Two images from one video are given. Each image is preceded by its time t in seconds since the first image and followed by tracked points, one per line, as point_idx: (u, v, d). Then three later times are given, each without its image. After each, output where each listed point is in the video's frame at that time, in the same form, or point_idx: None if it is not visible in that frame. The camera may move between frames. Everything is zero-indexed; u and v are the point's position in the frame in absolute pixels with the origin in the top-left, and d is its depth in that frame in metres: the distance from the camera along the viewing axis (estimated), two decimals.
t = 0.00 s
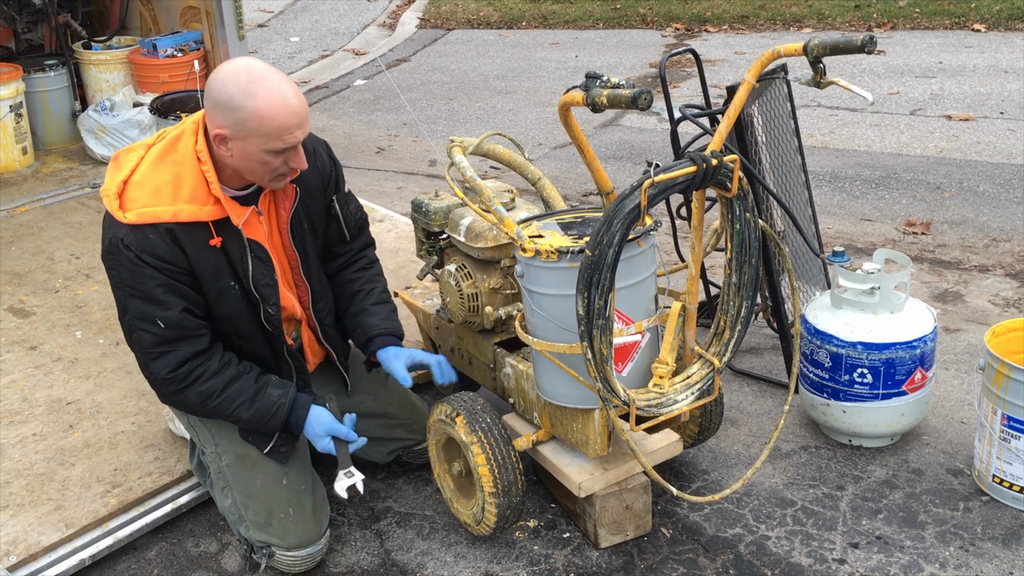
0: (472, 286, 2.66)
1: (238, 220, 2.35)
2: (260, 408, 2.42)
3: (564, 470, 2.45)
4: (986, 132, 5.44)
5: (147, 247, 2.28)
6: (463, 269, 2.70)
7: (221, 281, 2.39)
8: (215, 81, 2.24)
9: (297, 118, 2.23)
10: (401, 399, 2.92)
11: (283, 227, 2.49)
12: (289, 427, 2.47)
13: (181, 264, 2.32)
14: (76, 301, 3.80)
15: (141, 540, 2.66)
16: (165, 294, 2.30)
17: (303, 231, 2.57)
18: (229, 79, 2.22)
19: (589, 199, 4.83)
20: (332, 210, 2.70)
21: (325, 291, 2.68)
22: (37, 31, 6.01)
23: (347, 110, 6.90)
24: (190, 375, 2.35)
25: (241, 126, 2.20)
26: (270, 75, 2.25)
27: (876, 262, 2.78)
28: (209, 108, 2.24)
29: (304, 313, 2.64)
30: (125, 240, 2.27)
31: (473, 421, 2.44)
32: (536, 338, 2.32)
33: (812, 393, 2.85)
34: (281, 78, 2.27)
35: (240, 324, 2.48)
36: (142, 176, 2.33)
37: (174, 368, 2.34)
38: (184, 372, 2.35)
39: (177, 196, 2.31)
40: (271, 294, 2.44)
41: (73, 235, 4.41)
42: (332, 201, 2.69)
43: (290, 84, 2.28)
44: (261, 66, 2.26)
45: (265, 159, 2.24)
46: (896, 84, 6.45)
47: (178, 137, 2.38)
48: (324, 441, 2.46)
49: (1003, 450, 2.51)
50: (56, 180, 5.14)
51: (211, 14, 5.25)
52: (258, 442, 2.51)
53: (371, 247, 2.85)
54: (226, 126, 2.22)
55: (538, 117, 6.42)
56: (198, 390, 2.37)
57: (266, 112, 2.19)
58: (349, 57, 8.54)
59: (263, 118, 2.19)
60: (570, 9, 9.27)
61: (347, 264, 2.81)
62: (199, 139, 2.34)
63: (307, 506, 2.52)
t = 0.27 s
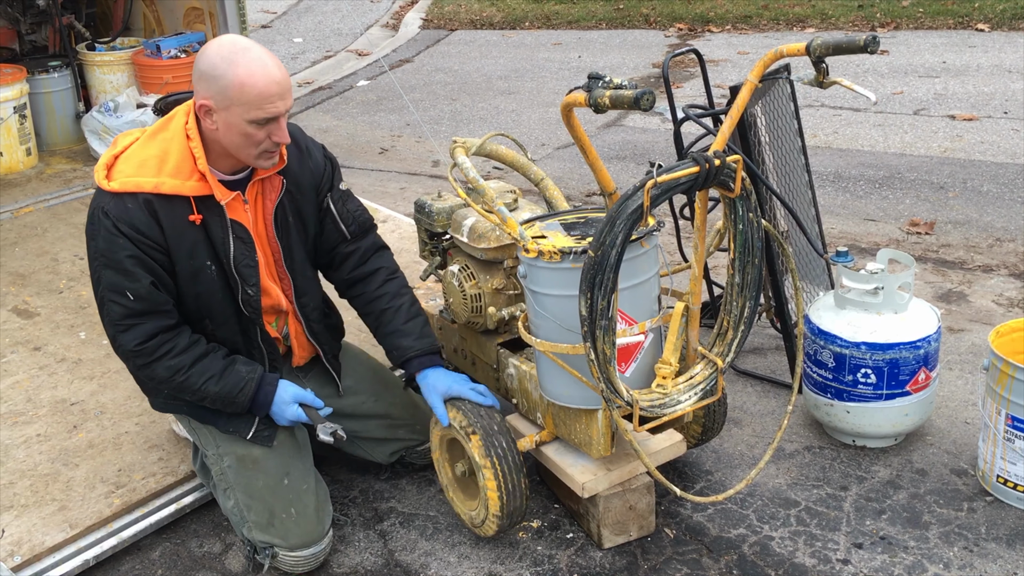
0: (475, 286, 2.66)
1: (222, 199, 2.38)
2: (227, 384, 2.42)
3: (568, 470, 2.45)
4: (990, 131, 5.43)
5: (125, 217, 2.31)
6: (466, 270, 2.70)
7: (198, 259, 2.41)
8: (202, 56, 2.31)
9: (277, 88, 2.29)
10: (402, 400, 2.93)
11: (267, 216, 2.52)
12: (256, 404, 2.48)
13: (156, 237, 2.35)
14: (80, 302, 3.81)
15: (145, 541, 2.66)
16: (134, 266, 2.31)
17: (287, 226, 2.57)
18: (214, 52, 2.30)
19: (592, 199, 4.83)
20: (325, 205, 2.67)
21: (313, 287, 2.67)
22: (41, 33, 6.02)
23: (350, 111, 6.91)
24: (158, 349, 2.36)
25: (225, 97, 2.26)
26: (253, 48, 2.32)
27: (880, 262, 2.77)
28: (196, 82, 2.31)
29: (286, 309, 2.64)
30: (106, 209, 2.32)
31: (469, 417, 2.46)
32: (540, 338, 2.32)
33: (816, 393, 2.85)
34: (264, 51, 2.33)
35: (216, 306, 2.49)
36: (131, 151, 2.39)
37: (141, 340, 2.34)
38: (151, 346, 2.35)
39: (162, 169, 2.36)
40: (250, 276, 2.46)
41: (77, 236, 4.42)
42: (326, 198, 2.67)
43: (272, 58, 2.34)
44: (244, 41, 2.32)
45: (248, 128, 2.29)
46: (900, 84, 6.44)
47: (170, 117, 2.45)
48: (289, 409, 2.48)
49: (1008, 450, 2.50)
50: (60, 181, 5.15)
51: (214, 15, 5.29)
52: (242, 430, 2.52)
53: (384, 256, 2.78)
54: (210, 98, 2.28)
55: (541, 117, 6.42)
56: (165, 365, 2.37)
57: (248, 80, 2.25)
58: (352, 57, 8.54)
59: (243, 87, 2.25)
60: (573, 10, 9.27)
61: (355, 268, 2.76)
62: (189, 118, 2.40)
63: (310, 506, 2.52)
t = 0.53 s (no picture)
0: (475, 286, 2.66)
1: (230, 211, 2.36)
2: (227, 390, 2.42)
3: (569, 470, 2.45)
4: (991, 131, 5.43)
5: (132, 223, 2.31)
6: (467, 270, 2.70)
7: (203, 269, 2.40)
8: (227, 73, 2.25)
9: (303, 114, 2.23)
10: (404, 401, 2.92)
11: (275, 229, 2.49)
12: (255, 411, 2.47)
13: (162, 246, 2.34)
14: (81, 302, 3.81)
15: (146, 541, 2.66)
16: (140, 273, 2.31)
17: (294, 240, 2.55)
18: (241, 70, 2.24)
19: (593, 199, 4.83)
20: (336, 216, 2.63)
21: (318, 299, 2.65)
22: (42, 33, 6.05)
23: (351, 111, 6.91)
24: (160, 355, 2.36)
25: (248, 118, 2.21)
26: (281, 71, 2.26)
27: (881, 261, 2.77)
28: (220, 99, 2.25)
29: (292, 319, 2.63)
30: (113, 213, 2.31)
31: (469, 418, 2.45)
32: (540, 338, 2.32)
33: (818, 393, 2.84)
34: (292, 75, 2.28)
35: (218, 311, 2.48)
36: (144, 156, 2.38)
37: (143, 346, 2.34)
38: (153, 352, 2.36)
39: (172, 178, 2.34)
40: (256, 288, 2.46)
41: (78, 236, 4.42)
42: (336, 209, 2.63)
43: (300, 81, 2.29)
44: (273, 62, 2.27)
45: (268, 152, 2.24)
46: (901, 83, 6.44)
47: (185, 123, 2.42)
48: (292, 417, 2.47)
49: (1009, 450, 2.50)
50: (61, 181, 5.16)
51: (216, 15, 5.23)
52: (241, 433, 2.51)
53: (398, 262, 2.72)
54: (234, 117, 2.23)
55: (542, 117, 6.41)
56: (167, 368, 2.37)
57: (273, 106, 2.20)
58: (353, 57, 8.54)
59: (269, 111, 2.20)
60: (574, 10, 9.27)
61: (368, 278, 2.70)
62: (203, 127, 2.37)
63: (311, 508, 2.52)
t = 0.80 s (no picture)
0: (475, 287, 2.66)
1: (244, 240, 2.34)
2: (234, 407, 2.41)
3: (568, 471, 2.45)
4: (991, 130, 5.42)
5: (144, 255, 2.27)
6: (466, 270, 2.69)
7: (215, 295, 2.39)
8: (238, 112, 2.21)
9: (313, 163, 2.20)
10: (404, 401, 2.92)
11: (293, 244, 2.47)
12: (262, 422, 2.47)
13: (174, 275, 2.31)
14: (81, 302, 3.81)
15: (146, 542, 2.66)
16: (151, 305, 2.29)
17: (314, 253, 2.54)
18: (252, 112, 2.19)
19: (593, 199, 4.83)
20: (353, 233, 2.67)
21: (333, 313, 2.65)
22: (42, 34, 6.03)
23: (351, 111, 6.91)
24: (166, 378, 2.35)
25: (257, 165, 2.17)
26: (293, 115, 2.21)
27: (880, 261, 2.77)
28: (229, 139, 2.21)
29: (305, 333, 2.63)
30: (123, 245, 2.27)
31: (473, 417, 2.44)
32: (540, 338, 2.32)
33: (817, 393, 2.84)
34: (305, 120, 2.23)
35: (225, 328, 2.46)
36: (153, 183, 2.32)
37: (149, 372, 2.33)
38: (159, 376, 2.34)
39: (184, 209, 2.30)
40: (273, 313, 2.45)
41: (78, 237, 4.42)
42: (352, 224, 2.66)
43: (312, 124, 2.24)
44: (285, 105, 2.22)
45: (277, 196, 2.22)
46: (901, 83, 6.44)
47: (195, 149, 2.36)
48: (302, 429, 2.47)
49: (1009, 450, 2.49)
50: (61, 182, 5.16)
51: (215, 16, 5.23)
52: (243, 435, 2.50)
53: (386, 267, 2.81)
54: (242, 161, 2.19)
55: (542, 117, 6.41)
56: (173, 393, 2.36)
57: (283, 156, 2.16)
58: (353, 58, 8.54)
59: (278, 161, 2.16)
60: (573, 10, 9.27)
61: (361, 284, 2.77)
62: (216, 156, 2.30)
63: (312, 510, 2.52)
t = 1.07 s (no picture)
0: (475, 287, 2.66)
1: (242, 242, 2.34)
2: (230, 408, 2.41)
3: (568, 471, 2.45)
4: (991, 130, 5.42)
5: (142, 256, 2.27)
6: (466, 270, 2.69)
7: (212, 298, 2.39)
8: (237, 115, 2.21)
9: (310, 168, 2.20)
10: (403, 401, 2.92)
11: (290, 248, 2.47)
12: (260, 422, 2.47)
13: (170, 277, 2.31)
14: (81, 303, 3.81)
15: (147, 542, 2.66)
16: (149, 306, 2.29)
17: (311, 255, 2.55)
18: (251, 116, 2.20)
19: (593, 199, 4.83)
20: (348, 235, 2.66)
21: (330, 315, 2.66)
22: (42, 34, 6.03)
23: (351, 112, 6.90)
24: (162, 379, 2.35)
25: (255, 168, 2.18)
26: (291, 119, 2.22)
27: (880, 261, 2.77)
28: (227, 141, 2.22)
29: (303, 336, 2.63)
30: (122, 248, 2.27)
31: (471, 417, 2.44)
32: (540, 338, 2.31)
33: (818, 393, 2.84)
34: (303, 124, 2.23)
35: (222, 330, 2.46)
36: (152, 185, 2.33)
37: (146, 373, 2.33)
38: (156, 377, 2.34)
39: (183, 212, 2.31)
40: (270, 314, 2.45)
41: (78, 237, 4.42)
42: (347, 226, 2.64)
43: (310, 129, 2.25)
44: (284, 109, 2.22)
45: (273, 199, 2.22)
46: (901, 83, 6.44)
47: (193, 151, 2.37)
48: (299, 429, 2.46)
49: (1010, 450, 2.49)
50: (61, 182, 5.16)
51: (215, 16, 5.23)
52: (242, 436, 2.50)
53: (384, 273, 2.81)
54: (239, 164, 2.20)
55: (542, 118, 6.41)
56: (169, 393, 2.36)
57: (280, 161, 2.16)
58: (353, 58, 8.54)
59: (275, 166, 2.17)
60: (573, 10, 9.27)
61: (357, 289, 2.78)
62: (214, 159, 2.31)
63: (312, 510, 2.51)
